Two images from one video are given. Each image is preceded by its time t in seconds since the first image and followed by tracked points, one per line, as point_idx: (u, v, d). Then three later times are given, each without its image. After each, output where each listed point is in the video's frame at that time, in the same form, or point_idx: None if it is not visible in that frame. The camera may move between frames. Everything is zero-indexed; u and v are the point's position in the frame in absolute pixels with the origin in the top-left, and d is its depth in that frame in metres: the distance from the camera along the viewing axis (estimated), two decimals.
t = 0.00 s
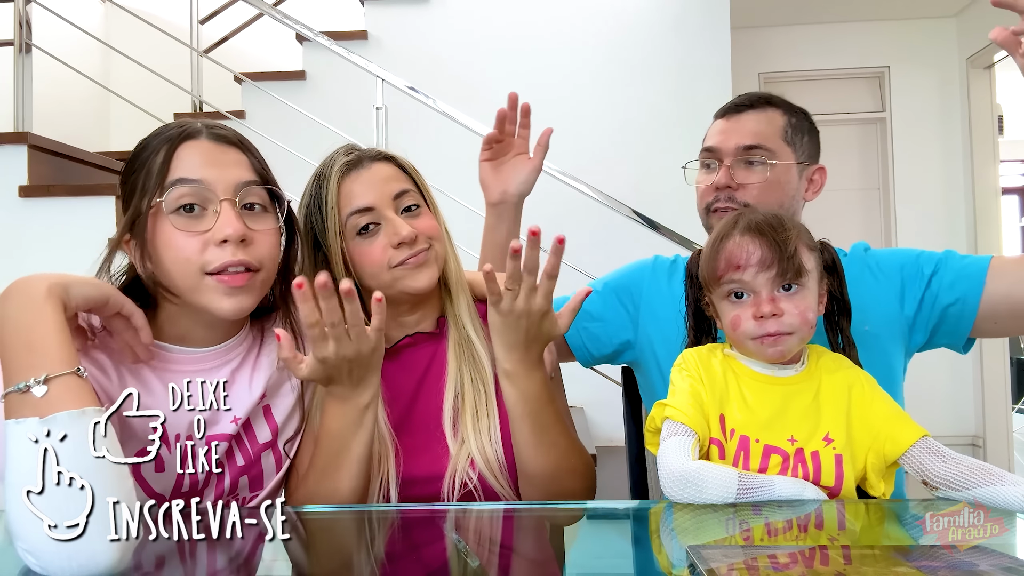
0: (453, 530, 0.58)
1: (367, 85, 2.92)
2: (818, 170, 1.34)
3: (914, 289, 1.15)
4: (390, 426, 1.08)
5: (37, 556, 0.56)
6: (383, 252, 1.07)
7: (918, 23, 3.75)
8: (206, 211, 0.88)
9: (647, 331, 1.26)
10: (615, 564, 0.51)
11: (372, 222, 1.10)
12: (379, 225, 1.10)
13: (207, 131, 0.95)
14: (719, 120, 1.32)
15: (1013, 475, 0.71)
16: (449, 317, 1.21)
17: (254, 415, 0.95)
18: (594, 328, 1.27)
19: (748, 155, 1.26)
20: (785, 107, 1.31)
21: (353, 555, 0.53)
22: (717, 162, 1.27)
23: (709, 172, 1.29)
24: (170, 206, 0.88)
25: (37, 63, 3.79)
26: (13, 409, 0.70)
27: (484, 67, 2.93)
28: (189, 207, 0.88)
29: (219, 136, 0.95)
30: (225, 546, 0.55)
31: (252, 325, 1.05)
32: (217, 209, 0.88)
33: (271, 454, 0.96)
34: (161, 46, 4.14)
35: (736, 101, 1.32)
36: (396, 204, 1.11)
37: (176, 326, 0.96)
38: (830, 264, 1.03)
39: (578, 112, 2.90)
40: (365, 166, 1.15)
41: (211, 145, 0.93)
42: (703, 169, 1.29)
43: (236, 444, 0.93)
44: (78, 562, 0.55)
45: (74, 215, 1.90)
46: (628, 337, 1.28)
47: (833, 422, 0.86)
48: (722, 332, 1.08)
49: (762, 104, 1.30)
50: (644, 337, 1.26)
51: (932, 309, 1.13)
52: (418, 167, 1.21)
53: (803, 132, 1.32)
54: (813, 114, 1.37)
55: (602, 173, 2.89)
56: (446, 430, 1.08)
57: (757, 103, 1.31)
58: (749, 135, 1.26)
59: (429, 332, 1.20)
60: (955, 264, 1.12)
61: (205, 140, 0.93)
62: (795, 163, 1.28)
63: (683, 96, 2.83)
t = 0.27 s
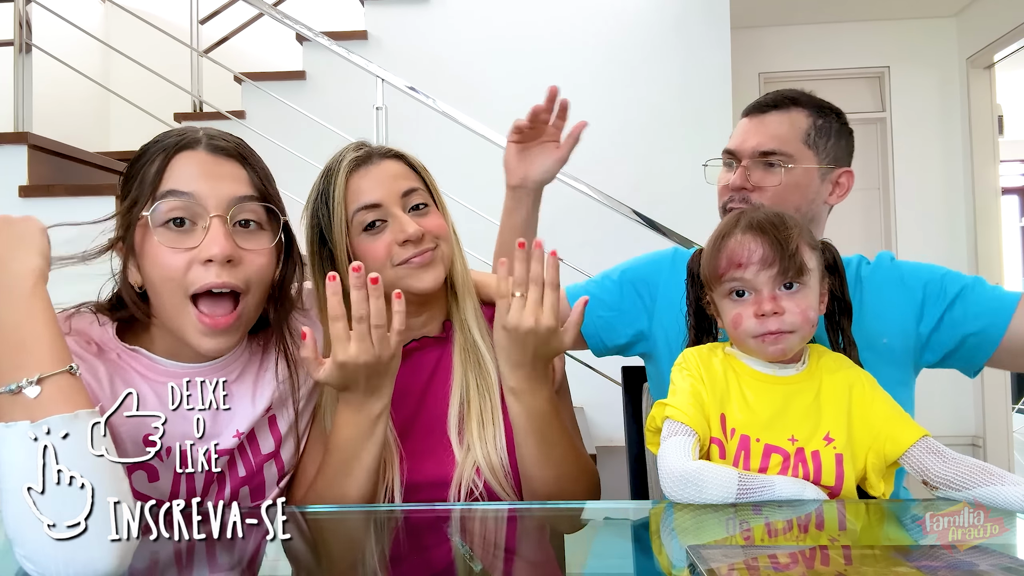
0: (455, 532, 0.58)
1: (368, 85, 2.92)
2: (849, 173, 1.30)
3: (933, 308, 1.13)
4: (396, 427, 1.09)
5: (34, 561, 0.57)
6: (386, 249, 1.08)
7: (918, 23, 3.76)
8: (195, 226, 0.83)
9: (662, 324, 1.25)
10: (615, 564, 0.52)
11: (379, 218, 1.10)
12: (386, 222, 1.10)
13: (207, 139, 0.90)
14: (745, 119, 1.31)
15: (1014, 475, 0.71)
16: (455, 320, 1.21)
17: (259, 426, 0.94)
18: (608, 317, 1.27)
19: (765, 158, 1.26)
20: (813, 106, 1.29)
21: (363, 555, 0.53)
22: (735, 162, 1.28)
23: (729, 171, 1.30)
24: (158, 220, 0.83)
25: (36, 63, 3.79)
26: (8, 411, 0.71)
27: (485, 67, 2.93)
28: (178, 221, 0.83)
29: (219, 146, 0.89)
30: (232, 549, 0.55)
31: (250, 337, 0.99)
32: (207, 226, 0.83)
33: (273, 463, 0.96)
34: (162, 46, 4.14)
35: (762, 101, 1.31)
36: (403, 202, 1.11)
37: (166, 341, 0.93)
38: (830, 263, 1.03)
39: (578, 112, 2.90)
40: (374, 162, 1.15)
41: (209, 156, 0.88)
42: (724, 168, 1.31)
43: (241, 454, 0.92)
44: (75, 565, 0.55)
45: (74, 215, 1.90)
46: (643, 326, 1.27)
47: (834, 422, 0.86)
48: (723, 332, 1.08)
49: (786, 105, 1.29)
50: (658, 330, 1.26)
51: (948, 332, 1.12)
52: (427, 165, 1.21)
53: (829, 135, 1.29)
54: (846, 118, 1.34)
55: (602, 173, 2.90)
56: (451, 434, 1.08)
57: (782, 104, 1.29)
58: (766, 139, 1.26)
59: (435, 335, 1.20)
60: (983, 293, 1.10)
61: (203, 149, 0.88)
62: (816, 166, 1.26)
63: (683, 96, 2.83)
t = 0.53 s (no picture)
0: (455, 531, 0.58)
1: (368, 85, 2.92)
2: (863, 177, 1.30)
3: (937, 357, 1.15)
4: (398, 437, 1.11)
5: (32, 562, 0.58)
6: (383, 245, 1.06)
7: (918, 23, 3.76)
8: (179, 227, 0.82)
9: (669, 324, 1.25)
10: (617, 564, 0.52)
11: (384, 212, 1.09)
12: (391, 218, 1.09)
13: (199, 140, 0.89)
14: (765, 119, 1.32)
15: (1013, 476, 0.71)
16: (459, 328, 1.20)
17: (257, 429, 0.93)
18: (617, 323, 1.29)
19: (780, 159, 1.26)
20: (834, 108, 1.28)
21: (361, 555, 0.54)
22: (750, 161, 1.29)
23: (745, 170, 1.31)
24: (142, 219, 0.82)
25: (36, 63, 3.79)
26: None
27: (486, 67, 2.93)
28: (163, 221, 0.82)
29: (211, 148, 0.89)
30: (229, 550, 0.55)
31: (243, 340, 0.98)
32: (190, 227, 0.82)
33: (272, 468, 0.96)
34: (161, 46, 4.13)
35: (783, 101, 1.31)
36: (412, 201, 1.10)
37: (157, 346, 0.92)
38: (830, 262, 1.03)
39: (578, 112, 2.90)
40: (392, 157, 1.14)
41: (199, 157, 0.87)
42: (740, 167, 1.32)
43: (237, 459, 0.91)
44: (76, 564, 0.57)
45: (74, 216, 1.90)
46: (652, 329, 1.29)
47: (834, 421, 0.86)
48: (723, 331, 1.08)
49: (805, 106, 1.28)
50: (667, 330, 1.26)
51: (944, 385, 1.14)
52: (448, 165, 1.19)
53: (846, 138, 1.29)
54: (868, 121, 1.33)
55: (602, 174, 2.90)
56: (450, 450, 1.09)
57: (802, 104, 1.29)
58: (784, 140, 1.26)
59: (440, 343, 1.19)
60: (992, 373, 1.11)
61: (193, 152, 0.88)
62: (829, 167, 1.26)
63: (683, 96, 2.83)
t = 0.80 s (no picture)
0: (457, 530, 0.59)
1: (368, 85, 2.92)
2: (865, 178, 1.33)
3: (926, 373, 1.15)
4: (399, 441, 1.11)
5: (33, 561, 0.58)
6: (373, 249, 1.07)
7: (918, 23, 3.75)
8: (162, 218, 0.82)
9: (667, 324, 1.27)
10: (617, 564, 0.52)
11: (389, 220, 1.09)
12: (394, 228, 1.09)
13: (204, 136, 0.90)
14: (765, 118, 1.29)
15: (1013, 476, 0.71)
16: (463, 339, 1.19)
17: (255, 431, 0.93)
18: (614, 330, 1.29)
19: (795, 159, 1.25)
20: (839, 110, 1.29)
21: (359, 554, 0.53)
22: (762, 161, 1.27)
23: (751, 170, 1.29)
24: (131, 206, 0.84)
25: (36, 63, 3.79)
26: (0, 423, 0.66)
27: (485, 66, 2.93)
28: (148, 211, 0.83)
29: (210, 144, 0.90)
30: (225, 551, 0.55)
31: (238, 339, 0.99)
32: (170, 219, 0.82)
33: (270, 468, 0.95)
34: (161, 46, 4.13)
35: (786, 101, 1.29)
36: (416, 222, 1.08)
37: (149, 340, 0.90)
38: (830, 263, 1.03)
39: (578, 112, 2.90)
40: (424, 169, 1.12)
41: (197, 153, 0.88)
42: (746, 166, 1.29)
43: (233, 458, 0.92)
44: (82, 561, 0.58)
45: (74, 216, 1.90)
46: (650, 330, 1.29)
47: (833, 422, 0.86)
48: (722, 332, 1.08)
49: (816, 105, 1.27)
50: (666, 330, 1.27)
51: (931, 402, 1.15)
52: (482, 189, 1.14)
53: (853, 138, 1.30)
54: (863, 119, 1.35)
55: (602, 173, 2.90)
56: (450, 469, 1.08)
57: (810, 104, 1.28)
58: (797, 139, 1.25)
59: (443, 353, 1.18)
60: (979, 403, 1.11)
61: (193, 148, 0.88)
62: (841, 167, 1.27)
63: (683, 96, 2.83)
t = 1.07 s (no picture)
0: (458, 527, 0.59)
1: (368, 85, 2.92)
2: (853, 174, 1.35)
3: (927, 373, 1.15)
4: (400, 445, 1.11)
5: (34, 560, 0.58)
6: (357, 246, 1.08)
7: (917, 23, 3.76)
8: (166, 219, 0.83)
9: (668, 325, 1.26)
10: (618, 564, 0.52)
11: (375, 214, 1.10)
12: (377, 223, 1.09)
13: (207, 135, 0.90)
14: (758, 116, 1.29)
15: (1013, 476, 0.71)
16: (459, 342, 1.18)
17: (256, 431, 0.92)
18: (613, 331, 1.29)
19: (791, 155, 1.25)
20: (829, 108, 1.29)
21: (361, 554, 0.53)
22: (759, 159, 1.26)
23: (748, 169, 1.28)
24: (134, 206, 0.84)
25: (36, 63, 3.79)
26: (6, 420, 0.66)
27: (485, 66, 2.93)
28: (151, 210, 0.84)
29: (213, 145, 0.89)
30: (226, 551, 0.55)
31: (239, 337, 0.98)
32: (174, 219, 0.83)
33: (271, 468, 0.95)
34: (162, 46, 4.13)
35: (777, 99, 1.29)
36: (396, 217, 1.08)
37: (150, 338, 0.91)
38: (829, 263, 1.02)
39: (578, 112, 2.90)
40: (413, 167, 1.12)
41: (202, 153, 0.88)
42: (742, 165, 1.28)
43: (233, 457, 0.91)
44: (81, 560, 0.58)
45: (74, 216, 1.90)
46: (650, 330, 1.28)
47: (834, 422, 0.86)
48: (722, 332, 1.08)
49: (806, 104, 1.27)
50: (667, 331, 1.26)
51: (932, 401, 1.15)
52: (471, 185, 1.14)
53: (843, 135, 1.31)
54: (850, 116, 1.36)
55: (602, 173, 2.90)
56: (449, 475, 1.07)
57: (802, 102, 1.28)
58: (790, 136, 1.25)
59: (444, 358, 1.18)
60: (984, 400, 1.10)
61: (197, 147, 0.88)
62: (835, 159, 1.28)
63: (683, 96, 2.84)
